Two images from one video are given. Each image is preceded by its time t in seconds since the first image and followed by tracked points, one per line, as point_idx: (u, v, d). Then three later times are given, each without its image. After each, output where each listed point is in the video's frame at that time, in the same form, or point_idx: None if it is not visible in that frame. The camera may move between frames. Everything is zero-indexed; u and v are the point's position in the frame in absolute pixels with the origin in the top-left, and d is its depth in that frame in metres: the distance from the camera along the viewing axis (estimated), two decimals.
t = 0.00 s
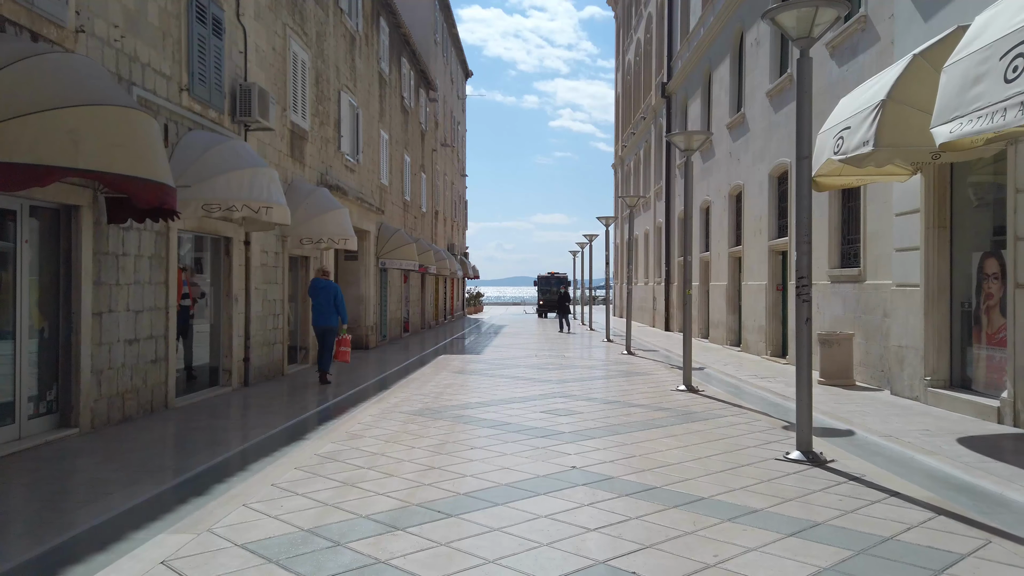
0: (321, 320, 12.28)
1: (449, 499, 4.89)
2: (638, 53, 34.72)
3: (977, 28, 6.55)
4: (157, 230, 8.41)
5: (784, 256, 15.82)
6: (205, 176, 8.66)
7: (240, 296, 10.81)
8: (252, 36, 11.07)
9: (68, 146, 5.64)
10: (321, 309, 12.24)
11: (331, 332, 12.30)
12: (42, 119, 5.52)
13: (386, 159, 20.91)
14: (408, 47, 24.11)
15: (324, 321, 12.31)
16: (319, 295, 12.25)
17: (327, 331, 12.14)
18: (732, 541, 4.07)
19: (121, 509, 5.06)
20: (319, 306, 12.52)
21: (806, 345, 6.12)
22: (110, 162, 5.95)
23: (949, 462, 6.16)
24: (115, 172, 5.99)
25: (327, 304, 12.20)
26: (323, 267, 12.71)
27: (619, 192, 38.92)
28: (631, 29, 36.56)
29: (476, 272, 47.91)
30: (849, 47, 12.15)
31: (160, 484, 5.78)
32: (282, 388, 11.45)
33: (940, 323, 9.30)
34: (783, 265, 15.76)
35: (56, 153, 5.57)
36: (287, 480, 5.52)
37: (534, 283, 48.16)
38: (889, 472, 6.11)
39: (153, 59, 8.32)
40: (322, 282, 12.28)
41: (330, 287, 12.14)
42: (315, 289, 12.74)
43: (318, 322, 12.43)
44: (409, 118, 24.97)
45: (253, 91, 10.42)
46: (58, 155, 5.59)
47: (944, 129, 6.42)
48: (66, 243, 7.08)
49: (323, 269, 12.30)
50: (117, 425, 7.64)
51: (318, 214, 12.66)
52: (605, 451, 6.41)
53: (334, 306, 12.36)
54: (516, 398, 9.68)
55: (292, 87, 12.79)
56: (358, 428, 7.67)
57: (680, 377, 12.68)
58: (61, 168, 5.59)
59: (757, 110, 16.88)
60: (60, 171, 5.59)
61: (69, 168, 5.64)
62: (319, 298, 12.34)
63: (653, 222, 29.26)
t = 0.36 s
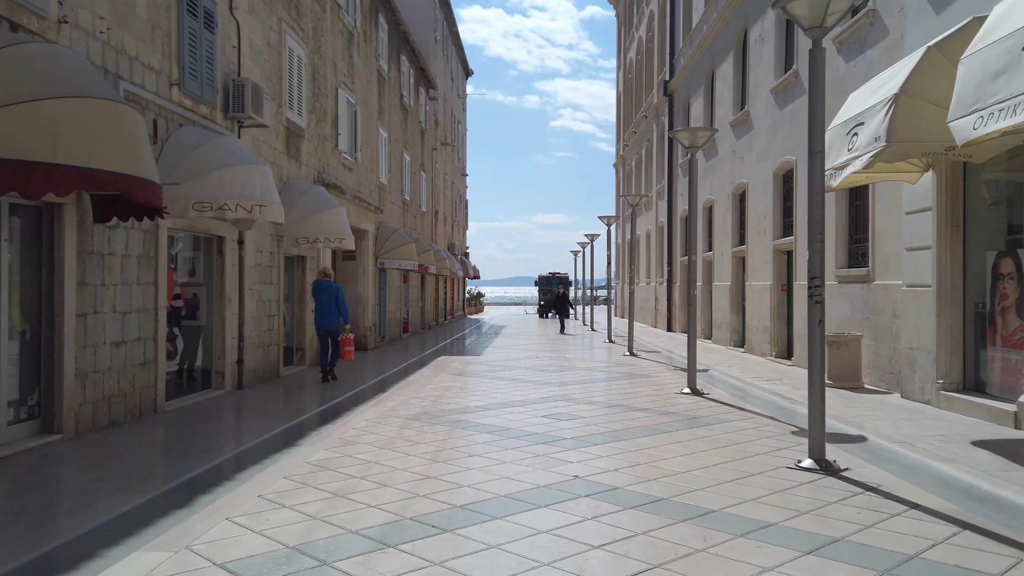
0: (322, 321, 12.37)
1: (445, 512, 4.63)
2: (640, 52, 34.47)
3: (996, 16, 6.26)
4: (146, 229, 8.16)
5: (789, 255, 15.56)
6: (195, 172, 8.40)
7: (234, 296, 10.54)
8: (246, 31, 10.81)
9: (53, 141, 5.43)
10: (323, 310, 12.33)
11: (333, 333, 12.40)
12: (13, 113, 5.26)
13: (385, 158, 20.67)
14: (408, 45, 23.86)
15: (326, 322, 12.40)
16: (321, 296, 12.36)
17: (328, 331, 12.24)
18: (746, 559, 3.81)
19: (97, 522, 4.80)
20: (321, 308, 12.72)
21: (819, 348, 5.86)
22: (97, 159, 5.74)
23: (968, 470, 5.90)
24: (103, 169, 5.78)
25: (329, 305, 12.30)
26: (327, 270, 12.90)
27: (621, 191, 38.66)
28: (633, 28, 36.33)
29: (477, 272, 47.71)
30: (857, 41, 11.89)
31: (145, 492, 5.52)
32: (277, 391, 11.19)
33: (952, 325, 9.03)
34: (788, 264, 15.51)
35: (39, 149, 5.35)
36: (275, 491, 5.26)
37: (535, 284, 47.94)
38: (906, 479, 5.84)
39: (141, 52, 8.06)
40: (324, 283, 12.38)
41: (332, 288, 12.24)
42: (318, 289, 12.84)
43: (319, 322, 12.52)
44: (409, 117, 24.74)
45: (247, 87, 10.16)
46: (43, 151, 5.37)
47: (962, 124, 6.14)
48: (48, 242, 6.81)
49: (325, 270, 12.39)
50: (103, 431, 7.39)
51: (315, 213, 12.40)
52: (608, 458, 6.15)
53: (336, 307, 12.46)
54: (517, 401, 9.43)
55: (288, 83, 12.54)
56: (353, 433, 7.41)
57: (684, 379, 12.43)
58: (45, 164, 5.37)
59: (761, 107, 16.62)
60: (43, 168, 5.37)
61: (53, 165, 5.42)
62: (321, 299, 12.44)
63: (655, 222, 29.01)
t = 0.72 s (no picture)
0: (329, 320, 12.46)
1: (444, 524, 4.35)
2: (642, 50, 34.18)
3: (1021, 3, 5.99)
4: (136, 226, 7.88)
5: (796, 254, 15.28)
6: (187, 167, 8.15)
7: (228, 295, 10.26)
8: (242, 23, 10.54)
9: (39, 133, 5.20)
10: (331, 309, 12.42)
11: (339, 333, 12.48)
12: None
13: (385, 156, 20.39)
14: (408, 41, 23.58)
15: (332, 321, 12.49)
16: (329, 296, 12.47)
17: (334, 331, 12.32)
18: None
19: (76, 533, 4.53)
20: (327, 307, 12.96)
21: (837, 351, 5.58)
22: (84, 150, 5.53)
23: (993, 478, 5.62)
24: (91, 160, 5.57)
25: (337, 304, 12.39)
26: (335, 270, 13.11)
27: (623, 190, 38.39)
28: (635, 26, 36.06)
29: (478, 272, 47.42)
30: (868, 35, 11.62)
31: (129, 501, 5.23)
32: (273, 393, 10.92)
33: (969, 325, 8.75)
34: (795, 263, 15.23)
35: (25, 140, 5.13)
36: (266, 500, 4.99)
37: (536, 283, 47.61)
38: (928, 487, 5.57)
39: (131, 43, 7.80)
40: (333, 283, 12.49)
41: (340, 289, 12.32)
42: (326, 288, 12.92)
43: (326, 321, 12.61)
44: (409, 114, 24.47)
45: (242, 80, 9.88)
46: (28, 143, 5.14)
47: (986, 115, 5.86)
48: (31, 239, 6.53)
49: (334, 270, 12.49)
50: (90, 435, 7.11)
51: (312, 210, 12.13)
52: (616, 465, 5.87)
53: (343, 308, 12.56)
54: (519, 404, 9.15)
55: (285, 78, 12.27)
56: (350, 438, 7.13)
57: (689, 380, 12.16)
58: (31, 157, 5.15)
59: (768, 103, 16.34)
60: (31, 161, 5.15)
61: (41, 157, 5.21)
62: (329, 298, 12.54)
63: (658, 221, 28.74)
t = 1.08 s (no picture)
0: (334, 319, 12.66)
1: (442, 538, 4.10)
2: (645, 48, 33.91)
3: None
4: (125, 223, 7.63)
5: (803, 253, 15.02)
6: (180, 162, 7.90)
7: (223, 295, 10.01)
8: (237, 16, 10.28)
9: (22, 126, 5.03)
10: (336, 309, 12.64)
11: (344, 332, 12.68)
12: None
13: (385, 154, 20.12)
14: (408, 38, 23.32)
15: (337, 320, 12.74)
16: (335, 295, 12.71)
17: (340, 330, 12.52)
18: None
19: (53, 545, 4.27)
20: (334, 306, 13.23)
21: (856, 353, 5.32)
22: (71, 144, 5.36)
23: (1019, 486, 5.36)
24: (78, 154, 5.40)
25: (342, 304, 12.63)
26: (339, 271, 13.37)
27: (625, 189, 38.13)
28: (637, 24, 35.80)
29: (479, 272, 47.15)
30: (878, 28, 11.35)
31: (113, 508, 4.97)
32: (269, 394, 10.67)
33: (985, 326, 8.48)
34: (802, 262, 14.98)
35: (11, 133, 4.98)
36: (255, 510, 4.73)
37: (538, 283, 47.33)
38: (951, 496, 5.30)
39: (121, 34, 7.55)
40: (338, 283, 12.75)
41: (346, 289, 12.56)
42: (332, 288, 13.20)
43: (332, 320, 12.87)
44: (410, 112, 24.20)
45: (236, 73, 9.62)
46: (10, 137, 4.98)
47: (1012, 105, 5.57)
48: (13, 235, 6.28)
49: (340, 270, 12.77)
50: (76, 439, 6.85)
51: (310, 208, 11.89)
52: (623, 472, 5.61)
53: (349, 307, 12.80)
54: (521, 406, 8.88)
55: (282, 73, 12.02)
56: (347, 442, 6.87)
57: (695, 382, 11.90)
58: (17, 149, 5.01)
59: (773, 100, 16.08)
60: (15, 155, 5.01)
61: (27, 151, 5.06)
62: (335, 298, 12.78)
63: (660, 220, 28.48)
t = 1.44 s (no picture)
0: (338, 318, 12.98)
1: (436, 555, 3.83)
2: (646, 46, 33.62)
3: None
4: (111, 220, 7.37)
5: (809, 252, 14.75)
6: (168, 158, 7.64)
7: (215, 295, 9.73)
8: (230, 8, 10.01)
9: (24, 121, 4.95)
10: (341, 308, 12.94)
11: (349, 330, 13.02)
12: None
13: (384, 152, 19.85)
14: (407, 35, 23.03)
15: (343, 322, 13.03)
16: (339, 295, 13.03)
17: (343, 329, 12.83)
18: None
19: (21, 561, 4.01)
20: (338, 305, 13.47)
21: (874, 356, 5.04)
22: (73, 141, 5.27)
23: None
24: (73, 151, 5.26)
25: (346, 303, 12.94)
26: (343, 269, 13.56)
27: (626, 188, 37.85)
28: (639, 22, 35.52)
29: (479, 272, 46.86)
30: (888, 20, 11.06)
31: (91, 519, 4.71)
32: (263, 397, 10.39)
33: (1001, 326, 8.20)
34: (808, 261, 14.71)
35: (14, 129, 4.88)
36: (239, 522, 4.47)
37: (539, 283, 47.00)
38: (975, 505, 5.03)
39: (106, 24, 7.28)
40: (341, 283, 13.06)
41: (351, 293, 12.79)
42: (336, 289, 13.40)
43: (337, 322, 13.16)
44: (409, 110, 23.92)
45: (228, 66, 9.33)
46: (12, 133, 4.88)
47: None
48: None
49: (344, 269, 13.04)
50: (59, 444, 6.59)
51: (306, 206, 11.61)
52: (628, 480, 5.34)
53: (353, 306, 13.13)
54: (522, 410, 8.61)
55: (277, 68, 11.74)
56: (340, 448, 6.60)
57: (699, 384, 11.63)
58: (18, 145, 4.91)
59: (778, 96, 15.79)
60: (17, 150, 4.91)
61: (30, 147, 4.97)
62: (339, 297, 13.09)
63: (663, 219, 28.20)
